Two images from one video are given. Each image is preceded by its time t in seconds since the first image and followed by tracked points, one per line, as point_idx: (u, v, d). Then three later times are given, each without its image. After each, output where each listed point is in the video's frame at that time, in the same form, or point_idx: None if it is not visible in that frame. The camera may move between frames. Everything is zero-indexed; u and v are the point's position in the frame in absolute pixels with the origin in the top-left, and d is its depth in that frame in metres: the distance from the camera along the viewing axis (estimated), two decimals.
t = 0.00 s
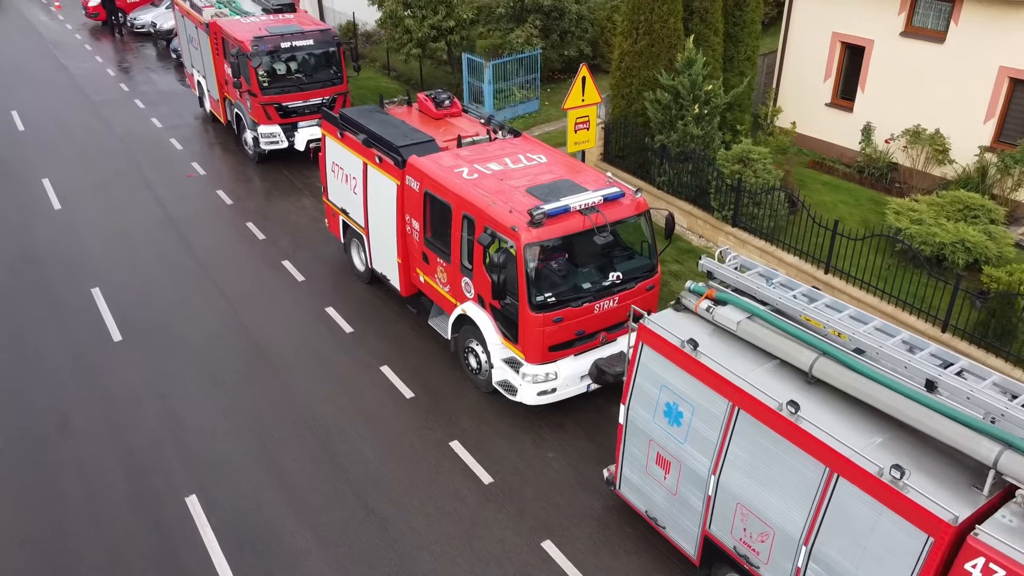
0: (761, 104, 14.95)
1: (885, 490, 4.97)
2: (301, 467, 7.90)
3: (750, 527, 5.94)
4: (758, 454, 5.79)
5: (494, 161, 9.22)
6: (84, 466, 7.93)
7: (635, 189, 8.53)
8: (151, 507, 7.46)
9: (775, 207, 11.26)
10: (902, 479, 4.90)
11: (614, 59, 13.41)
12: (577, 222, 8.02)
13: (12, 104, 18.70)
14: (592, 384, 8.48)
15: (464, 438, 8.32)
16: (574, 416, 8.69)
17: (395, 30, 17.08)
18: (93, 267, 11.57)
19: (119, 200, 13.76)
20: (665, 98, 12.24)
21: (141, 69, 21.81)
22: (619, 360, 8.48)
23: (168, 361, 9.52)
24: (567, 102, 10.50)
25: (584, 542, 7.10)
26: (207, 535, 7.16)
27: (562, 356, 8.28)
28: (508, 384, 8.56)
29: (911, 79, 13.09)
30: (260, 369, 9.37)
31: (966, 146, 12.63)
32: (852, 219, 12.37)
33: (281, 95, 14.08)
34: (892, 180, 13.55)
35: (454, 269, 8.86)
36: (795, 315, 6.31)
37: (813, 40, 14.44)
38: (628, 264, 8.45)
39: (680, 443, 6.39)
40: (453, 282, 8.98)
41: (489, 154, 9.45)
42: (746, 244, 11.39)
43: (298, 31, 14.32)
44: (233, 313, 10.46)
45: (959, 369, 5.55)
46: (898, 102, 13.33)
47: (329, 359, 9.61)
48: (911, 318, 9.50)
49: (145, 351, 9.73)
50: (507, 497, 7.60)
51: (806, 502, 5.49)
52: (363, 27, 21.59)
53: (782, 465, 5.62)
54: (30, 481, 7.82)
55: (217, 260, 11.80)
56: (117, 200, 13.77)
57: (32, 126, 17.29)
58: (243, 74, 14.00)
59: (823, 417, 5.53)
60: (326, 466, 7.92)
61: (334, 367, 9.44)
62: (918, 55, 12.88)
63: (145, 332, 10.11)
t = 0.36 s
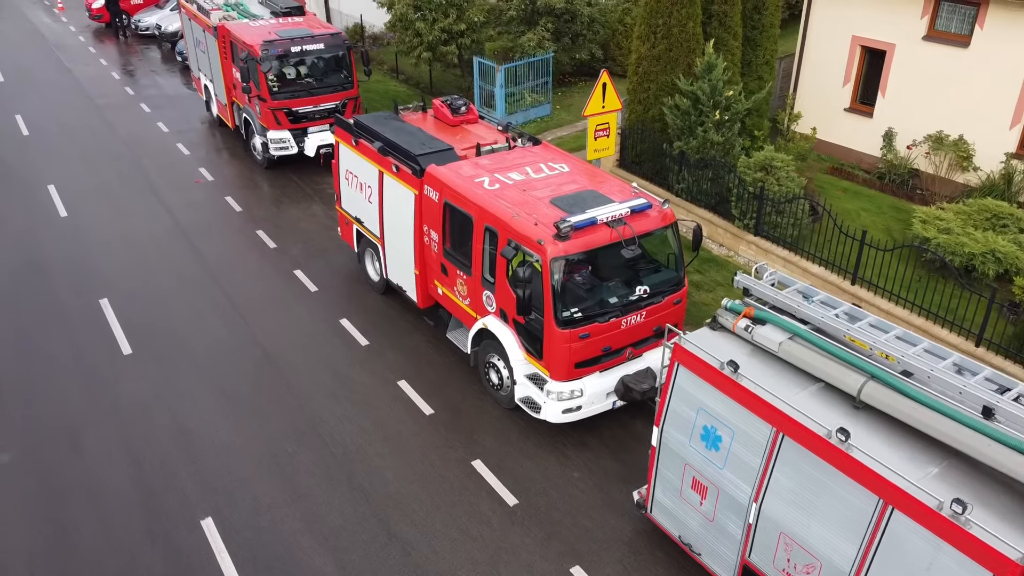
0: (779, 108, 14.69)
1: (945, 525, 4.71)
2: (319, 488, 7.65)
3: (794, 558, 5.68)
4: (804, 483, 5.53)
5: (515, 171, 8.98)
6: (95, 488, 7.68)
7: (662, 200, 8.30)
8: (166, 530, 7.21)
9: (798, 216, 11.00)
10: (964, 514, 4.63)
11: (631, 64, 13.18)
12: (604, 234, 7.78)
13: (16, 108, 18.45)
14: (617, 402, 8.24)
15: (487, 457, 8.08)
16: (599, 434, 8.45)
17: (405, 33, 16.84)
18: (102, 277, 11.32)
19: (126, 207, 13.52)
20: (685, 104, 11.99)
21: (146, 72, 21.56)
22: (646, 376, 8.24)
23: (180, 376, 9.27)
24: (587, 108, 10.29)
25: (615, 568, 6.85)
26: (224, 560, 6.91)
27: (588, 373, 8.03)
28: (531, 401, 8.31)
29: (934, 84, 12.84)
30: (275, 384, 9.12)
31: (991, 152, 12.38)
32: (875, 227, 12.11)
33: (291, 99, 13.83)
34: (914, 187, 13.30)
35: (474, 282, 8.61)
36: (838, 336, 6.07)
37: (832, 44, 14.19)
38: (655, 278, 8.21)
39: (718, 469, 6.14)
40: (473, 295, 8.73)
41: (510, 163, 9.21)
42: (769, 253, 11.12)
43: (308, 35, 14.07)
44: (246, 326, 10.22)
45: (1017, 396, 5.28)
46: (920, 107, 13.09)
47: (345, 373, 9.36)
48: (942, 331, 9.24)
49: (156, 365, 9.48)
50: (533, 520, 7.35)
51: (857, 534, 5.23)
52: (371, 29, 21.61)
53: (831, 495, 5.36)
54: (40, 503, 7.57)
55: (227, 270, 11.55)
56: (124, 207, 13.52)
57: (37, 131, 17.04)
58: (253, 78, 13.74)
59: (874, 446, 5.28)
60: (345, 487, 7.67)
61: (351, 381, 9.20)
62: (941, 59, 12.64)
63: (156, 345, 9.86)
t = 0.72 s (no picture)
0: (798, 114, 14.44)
1: (1012, 565, 4.45)
2: (339, 511, 7.41)
3: None
4: (853, 514, 5.29)
5: (538, 182, 8.75)
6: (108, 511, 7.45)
7: (691, 213, 8.07)
8: (181, 556, 6.98)
9: (822, 225, 10.76)
10: None
11: (648, 70, 12.94)
12: (633, 249, 7.54)
13: (20, 113, 18.23)
14: (645, 421, 8.00)
15: (511, 478, 7.84)
16: (626, 453, 8.22)
17: (415, 37, 16.61)
18: (111, 289, 11.11)
19: (134, 216, 13.30)
20: (705, 110, 11.75)
21: (151, 76, 21.33)
22: (675, 395, 8.01)
23: (194, 392, 9.06)
24: (608, 117, 10.05)
25: None
26: None
27: (615, 392, 7.79)
28: (556, 420, 8.09)
29: (957, 90, 12.60)
30: (290, 401, 8.90)
31: (1016, 160, 12.16)
32: (898, 235, 11.87)
33: (302, 105, 13.60)
34: (936, 195, 13.07)
35: (497, 297, 8.37)
36: (885, 359, 5.83)
37: (851, 49, 13.96)
38: (684, 293, 7.98)
39: (760, 497, 5.91)
40: (495, 309, 8.50)
41: (532, 174, 8.97)
42: (792, 264, 10.87)
43: (320, 39, 13.81)
44: (259, 339, 10.00)
45: None
46: (943, 114, 12.85)
47: (362, 389, 9.13)
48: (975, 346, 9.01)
49: (168, 380, 9.27)
50: (561, 545, 7.11)
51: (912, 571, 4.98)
52: (378, 31, 21.49)
53: (882, 528, 5.11)
54: (51, 527, 7.34)
55: (239, 281, 11.33)
56: (132, 215, 13.30)
57: (42, 136, 16.81)
58: (263, 84, 13.50)
59: (929, 478, 5.04)
60: (366, 511, 7.44)
61: (368, 398, 8.97)
62: (965, 65, 12.40)
63: (167, 359, 9.65)
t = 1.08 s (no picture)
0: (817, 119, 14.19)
1: None
2: (362, 535, 7.19)
3: None
4: (908, 549, 5.06)
5: (562, 194, 8.53)
6: (124, 535, 7.22)
7: (722, 227, 7.84)
8: None
9: (847, 236, 10.53)
10: None
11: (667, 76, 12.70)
12: (665, 265, 7.31)
13: (25, 117, 18.00)
14: (675, 440, 7.79)
15: (537, 500, 7.62)
16: (654, 473, 8.00)
17: (426, 41, 16.37)
18: (122, 300, 10.88)
19: (143, 224, 13.07)
20: (727, 118, 11.52)
21: (157, 79, 21.09)
22: (705, 414, 7.79)
23: (208, 408, 8.82)
24: (631, 125, 9.82)
25: None
26: None
27: (645, 412, 7.57)
28: (582, 439, 7.86)
29: (982, 96, 12.37)
30: (307, 417, 8.66)
31: None
32: (922, 244, 11.64)
33: (313, 111, 13.38)
34: (958, 203, 12.86)
35: (521, 313, 8.15)
36: (936, 384, 5.57)
37: (872, 54, 13.74)
38: (715, 309, 7.75)
39: (805, 527, 5.69)
40: (519, 325, 8.27)
41: (555, 185, 8.75)
42: (817, 275, 10.65)
43: (332, 44, 13.60)
44: (274, 352, 9.77)
45: None
46: (967, 121, 12.62)
47: (382, 405, 8.89)
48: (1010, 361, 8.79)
49: (181, 396, 9.03)
50: (592, 571, 6.89)
51: None
52: (387, 35, 21.26)
53: (940, 564, 4.88)
54: (64, 551, 7.11)
55: (251, 291, 11.10)
56: (141, 223, 13.07)
57: (48, 141, 16.57)
58: (274, 89, 13.29)
59: (991, 513, 4.80)
60: (389, 534, 7.21)
61: (388, 414, 8.73)
62: (990, 70, 12.16)
63: (180, 373, 9.41)
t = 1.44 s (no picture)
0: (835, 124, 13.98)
1: None
2: (384, 558, 6.98)
3: None
4: None
5: (586, 205, 8.31)
6: (138, 558, 7.01)
7: (754, 240, 7.63)
8: None
9: (872, 245, 10.31)
10: None
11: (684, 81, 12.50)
12: (696, 280, 7.10)
13: (30, 122, 17.79)
14: (704, 459, 7.57)
15: (563, 521, 7.41)
16: (682, 493, 7.79)
17: (437, 45, 16.17)
18: (132, 311, 10.67)
19: (152, 231, 12.87)
20: (748, 124, 11.31)
21: (163, 83, 20.89)
22: (736, 432, 7.58)
23: (223, 425, 8.61)
24: (653, 133, 9.61)
25: None
26: None
27: (674, 431, 7.35)
28: (609, 458, 7.65)
29: (1005, 102, 12.15)
30: (324, 434, 8.45)
31: None
32: (946, 253, 11.43)
33: (324, 117, 13.16)
34: (980, 210, 12.65)
35: (545, 327, 7.93)
36: (987, 409, 5.29)
37: (891, 58, 13.54)
38: (747, 325, 7.54)
39: (851, 557, 5.47)
40: (542, 340, 8.06)
41: (579, 196, 8.53)
42: (841, 286, 10.43)
43: (343, 49, 13.36)
44: (289, 366, 9.57)
45: None
46: (989, 127, 12.40)
47: (400, 421, 8.69)
48: None
49: (195, 412, 8.82)
50: None
51: None
52: (395, 38, 21.08)
53: None
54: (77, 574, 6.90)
55: (264, 303, 10.89)
56: (150, 231, 12.87)
57: (54, 147, 16.37)
58: (285, 95, 13.07)
59: None
60: (412, 557, 7.00)
61: (406, 431, 8.52)
62: (1014, 76, 11.93)
63: (193, 388, 9.21)
